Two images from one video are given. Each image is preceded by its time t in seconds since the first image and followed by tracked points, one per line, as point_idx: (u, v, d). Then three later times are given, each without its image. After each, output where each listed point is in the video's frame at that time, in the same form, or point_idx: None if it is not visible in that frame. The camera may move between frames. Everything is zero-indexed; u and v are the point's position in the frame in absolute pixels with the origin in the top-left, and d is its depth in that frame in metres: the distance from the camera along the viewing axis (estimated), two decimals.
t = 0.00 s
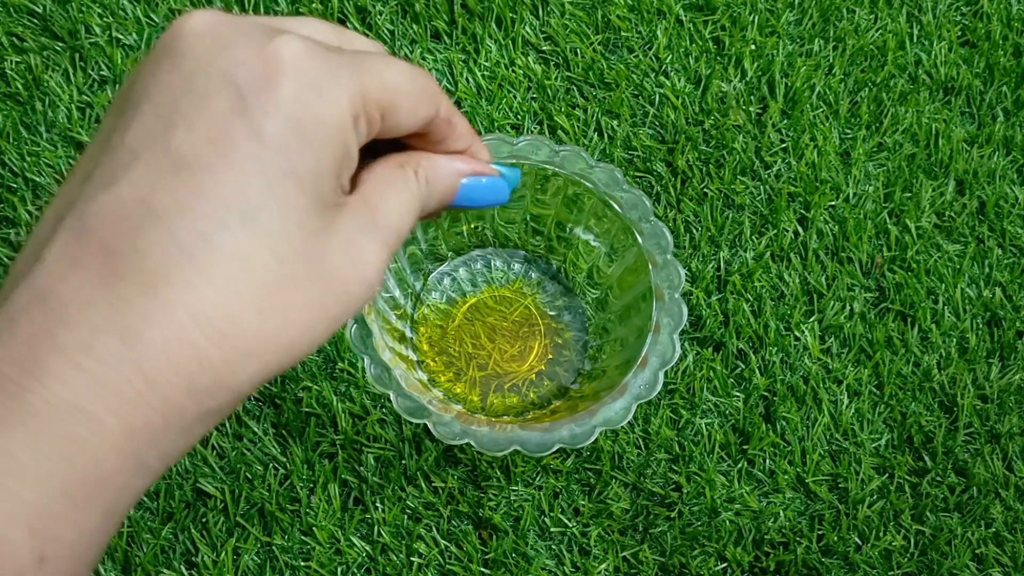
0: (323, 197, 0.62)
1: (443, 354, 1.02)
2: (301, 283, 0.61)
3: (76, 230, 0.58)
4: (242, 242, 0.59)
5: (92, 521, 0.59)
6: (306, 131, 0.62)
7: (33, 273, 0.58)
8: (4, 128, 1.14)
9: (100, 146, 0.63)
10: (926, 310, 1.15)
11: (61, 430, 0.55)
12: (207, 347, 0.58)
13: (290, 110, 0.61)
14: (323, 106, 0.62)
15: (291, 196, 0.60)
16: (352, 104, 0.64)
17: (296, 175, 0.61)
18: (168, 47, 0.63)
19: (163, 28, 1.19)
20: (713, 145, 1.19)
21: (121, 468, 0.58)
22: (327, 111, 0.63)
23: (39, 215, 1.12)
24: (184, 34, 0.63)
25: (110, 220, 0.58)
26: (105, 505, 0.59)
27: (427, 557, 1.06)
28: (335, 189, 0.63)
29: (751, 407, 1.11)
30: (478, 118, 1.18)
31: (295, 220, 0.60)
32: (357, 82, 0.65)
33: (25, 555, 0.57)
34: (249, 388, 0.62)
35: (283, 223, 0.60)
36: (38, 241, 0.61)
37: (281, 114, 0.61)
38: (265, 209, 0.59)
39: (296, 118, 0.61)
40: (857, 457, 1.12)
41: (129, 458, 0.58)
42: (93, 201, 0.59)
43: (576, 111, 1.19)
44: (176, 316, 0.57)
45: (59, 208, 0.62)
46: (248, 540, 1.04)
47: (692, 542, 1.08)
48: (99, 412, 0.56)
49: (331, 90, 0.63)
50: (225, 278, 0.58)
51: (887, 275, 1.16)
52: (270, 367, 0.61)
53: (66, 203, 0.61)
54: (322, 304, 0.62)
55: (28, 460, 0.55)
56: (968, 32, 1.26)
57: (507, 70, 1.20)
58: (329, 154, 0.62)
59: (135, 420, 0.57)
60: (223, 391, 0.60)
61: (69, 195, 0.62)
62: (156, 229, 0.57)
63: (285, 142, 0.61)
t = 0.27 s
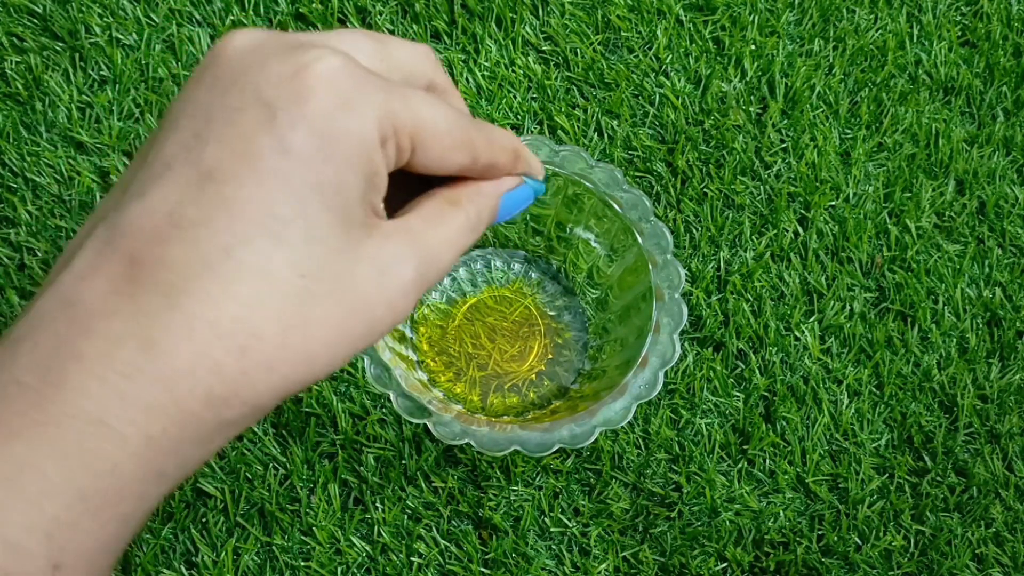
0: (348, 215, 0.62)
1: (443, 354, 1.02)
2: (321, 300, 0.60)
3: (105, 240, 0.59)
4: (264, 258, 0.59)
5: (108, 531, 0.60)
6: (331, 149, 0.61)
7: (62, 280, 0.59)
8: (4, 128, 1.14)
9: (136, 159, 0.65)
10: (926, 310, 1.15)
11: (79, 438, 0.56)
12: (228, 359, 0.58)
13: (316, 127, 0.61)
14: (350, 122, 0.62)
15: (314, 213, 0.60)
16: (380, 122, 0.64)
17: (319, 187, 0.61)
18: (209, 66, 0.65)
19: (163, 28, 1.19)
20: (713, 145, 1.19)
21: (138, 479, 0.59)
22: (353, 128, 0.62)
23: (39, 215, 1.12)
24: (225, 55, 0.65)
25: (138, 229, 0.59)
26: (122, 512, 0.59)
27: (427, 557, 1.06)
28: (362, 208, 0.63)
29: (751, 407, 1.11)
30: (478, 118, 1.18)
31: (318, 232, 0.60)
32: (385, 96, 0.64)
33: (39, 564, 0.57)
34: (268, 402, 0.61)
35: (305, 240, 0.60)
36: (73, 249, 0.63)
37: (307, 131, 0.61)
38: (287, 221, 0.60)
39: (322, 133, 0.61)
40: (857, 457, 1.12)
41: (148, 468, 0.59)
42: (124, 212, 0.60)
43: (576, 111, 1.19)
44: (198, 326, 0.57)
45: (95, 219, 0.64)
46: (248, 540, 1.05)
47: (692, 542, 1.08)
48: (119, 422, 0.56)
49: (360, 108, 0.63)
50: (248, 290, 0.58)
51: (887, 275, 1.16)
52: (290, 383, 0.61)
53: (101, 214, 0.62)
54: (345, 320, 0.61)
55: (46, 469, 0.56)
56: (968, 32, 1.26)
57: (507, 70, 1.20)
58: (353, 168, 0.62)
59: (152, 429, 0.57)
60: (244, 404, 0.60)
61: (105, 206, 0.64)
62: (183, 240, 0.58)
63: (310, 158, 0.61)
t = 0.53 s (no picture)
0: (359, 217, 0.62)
1: (443, 354, 1.02)
2: (332, 300, 0.61)
3: (119, 240, 0.60)
4: (276, 258, 0.60)
5: (122, 525, 0.58)
6: (342, 154, 0.63)
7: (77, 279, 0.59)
8: (4, 128, 1.14)
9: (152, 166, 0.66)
10: (926, 310, 1.15)
11: (97, 428, 0.55)
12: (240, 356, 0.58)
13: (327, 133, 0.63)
14: (361, 129, 0.64)
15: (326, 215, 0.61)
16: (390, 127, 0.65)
17: (331, 189, 0.62)
18: (223, 75, 0.66)
19: (163, 28, 1.19)
20: (713, 145, 1.19)
21: (152, 470, 0.58)
22: (364, 134, 0.64)
23: (39, 215, 1.12)
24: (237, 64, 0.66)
25: (154, 229, 0.60)
26: (135, 506, 0.58)
27: (427, 557, 1.06)
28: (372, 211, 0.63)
29: (751, 407, 1.11)
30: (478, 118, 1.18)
31: (328, 233, 0.61)
32: (395, 102, 0.65)
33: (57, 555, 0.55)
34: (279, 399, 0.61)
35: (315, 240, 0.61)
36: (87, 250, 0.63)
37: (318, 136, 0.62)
38: (298, 222, 0.61)
39: (333, 139, 0.63)
40: (857, 457, 1.12)
41: (161, 460, 0.58)
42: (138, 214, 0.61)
43: (576, 111, 1.19)
44: (211, 323, 0.58)
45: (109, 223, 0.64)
46: (248, 540, 1.05)
47: (692, 542, 1.08)
48: (134, 412, 0.56)
49: (370, 114, 0.64)
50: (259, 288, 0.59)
51: (887, 275, 1.16)
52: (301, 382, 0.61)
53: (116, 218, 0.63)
54: (355, 320, 0.61)
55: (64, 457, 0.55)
56: (968, 32, 1.26)
57: (507, 70, 1.19)
58: (364, 171, 0.63)
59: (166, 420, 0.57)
60: (253, 401, 0.60)
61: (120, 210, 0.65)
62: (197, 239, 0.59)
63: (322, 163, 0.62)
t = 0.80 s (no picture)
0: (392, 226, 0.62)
1: (443, 354, 1.02)
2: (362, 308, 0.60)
3: (151, 241, 0.59)
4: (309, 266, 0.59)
5: (145, 523, 0.57)
6: (374, 164, 0.62)
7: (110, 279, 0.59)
8: (4, 128, 1.14)
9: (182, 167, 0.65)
10: (926, 310, 1.15)
11: (130, 423, 0.55)
12: (265, 359, 0.58)
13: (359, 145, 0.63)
14: (394, 142, 0.64)
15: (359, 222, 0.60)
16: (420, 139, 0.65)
17: (364, 197, 0.61)
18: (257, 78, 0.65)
19: (163, 28, 1.19)
20: (713, 145, 1.19)
21: (183, 464, 0.58)
22: (397, 147, 0.64)
23: (39, 215, 1.12)
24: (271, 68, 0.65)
25: (187, 232, 0.59)
26: (163, 500, 0.58)
27: (427, 557, 1.06)
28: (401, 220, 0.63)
29: (751, 407, 1.12)
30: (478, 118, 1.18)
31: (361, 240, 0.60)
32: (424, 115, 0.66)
33: (89, 547, 0.55)
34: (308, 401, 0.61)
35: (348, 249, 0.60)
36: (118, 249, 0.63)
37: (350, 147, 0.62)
38: (331, 229, 0.60)
39: (365, 151, 0.63)
40: (857, 457, 1.12)
41: (184, 457, 0.58)
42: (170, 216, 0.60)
43: (576, 111, 1.19)
44: (237, 326, 0.57)
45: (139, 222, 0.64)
46: (248, 540, 1.05)
47: (692, 542, 1.08)
48: (165, 410, 0.56)
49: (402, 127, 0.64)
50: (288, 293, 0.58)
51: (887, 275, 1.16)
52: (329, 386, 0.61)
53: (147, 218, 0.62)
54: (383, 329, 0.61)
55: (95, 450, 0.54)
56: (968, 32, 1.26)
57: (507, 70, 1.19)
58: (394, 182, 0.63)
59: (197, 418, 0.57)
60: (280, 402, 0.60)
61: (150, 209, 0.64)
62: (226, 243, 0.59)
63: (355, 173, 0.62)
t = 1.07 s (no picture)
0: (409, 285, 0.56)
1: (443, 354, 1.02)
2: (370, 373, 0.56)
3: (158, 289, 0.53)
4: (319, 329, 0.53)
5: None
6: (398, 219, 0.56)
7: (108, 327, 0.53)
8: (4, 128, 1.14)
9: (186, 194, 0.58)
10: (926, 310, 1.15)
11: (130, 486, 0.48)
12: (276, 397, 0.53)
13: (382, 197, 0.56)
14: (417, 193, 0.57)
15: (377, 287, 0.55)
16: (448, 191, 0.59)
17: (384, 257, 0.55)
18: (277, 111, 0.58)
19: (163, 28, 1.19)
20: (713, 145, 1.19)
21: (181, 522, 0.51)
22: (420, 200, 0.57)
23: (39, 215, 1.12)
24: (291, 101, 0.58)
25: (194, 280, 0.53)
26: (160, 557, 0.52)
27: (427, 557, 1.06)
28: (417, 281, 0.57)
29: (751, 407, 1.12)
30: (478, 118, 1.18)
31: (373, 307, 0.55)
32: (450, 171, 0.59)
33: None
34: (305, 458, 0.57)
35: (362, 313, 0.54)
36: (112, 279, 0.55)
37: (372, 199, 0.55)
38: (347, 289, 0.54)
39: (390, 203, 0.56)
40: (857, 457, 1.12)
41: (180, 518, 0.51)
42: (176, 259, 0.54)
43: (576, 111, 1.19)
44: (248, 356, 0.52)
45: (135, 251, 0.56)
46: (248, 540, 1.04)
47: (692, 542, 1.08)
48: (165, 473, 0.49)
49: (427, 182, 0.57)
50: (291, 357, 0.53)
51: (887, 275, 1.16)
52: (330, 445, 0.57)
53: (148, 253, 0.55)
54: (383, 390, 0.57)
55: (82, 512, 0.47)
56: (968, 32, 1.26)
57: (507, 70, 1.19)
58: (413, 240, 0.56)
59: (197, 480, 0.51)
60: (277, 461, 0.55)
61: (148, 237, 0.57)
62: (233, 263, 0.53)
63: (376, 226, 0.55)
